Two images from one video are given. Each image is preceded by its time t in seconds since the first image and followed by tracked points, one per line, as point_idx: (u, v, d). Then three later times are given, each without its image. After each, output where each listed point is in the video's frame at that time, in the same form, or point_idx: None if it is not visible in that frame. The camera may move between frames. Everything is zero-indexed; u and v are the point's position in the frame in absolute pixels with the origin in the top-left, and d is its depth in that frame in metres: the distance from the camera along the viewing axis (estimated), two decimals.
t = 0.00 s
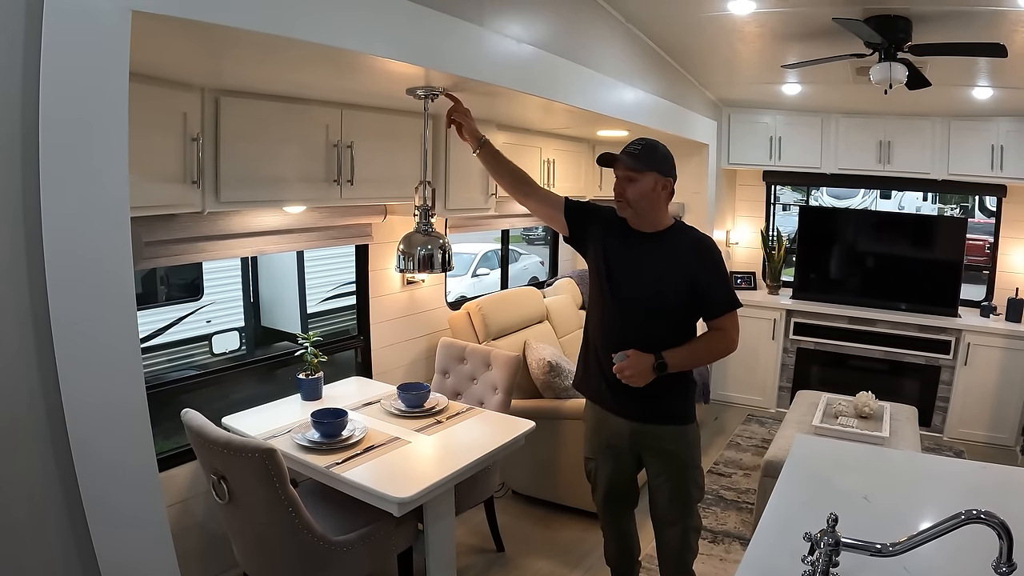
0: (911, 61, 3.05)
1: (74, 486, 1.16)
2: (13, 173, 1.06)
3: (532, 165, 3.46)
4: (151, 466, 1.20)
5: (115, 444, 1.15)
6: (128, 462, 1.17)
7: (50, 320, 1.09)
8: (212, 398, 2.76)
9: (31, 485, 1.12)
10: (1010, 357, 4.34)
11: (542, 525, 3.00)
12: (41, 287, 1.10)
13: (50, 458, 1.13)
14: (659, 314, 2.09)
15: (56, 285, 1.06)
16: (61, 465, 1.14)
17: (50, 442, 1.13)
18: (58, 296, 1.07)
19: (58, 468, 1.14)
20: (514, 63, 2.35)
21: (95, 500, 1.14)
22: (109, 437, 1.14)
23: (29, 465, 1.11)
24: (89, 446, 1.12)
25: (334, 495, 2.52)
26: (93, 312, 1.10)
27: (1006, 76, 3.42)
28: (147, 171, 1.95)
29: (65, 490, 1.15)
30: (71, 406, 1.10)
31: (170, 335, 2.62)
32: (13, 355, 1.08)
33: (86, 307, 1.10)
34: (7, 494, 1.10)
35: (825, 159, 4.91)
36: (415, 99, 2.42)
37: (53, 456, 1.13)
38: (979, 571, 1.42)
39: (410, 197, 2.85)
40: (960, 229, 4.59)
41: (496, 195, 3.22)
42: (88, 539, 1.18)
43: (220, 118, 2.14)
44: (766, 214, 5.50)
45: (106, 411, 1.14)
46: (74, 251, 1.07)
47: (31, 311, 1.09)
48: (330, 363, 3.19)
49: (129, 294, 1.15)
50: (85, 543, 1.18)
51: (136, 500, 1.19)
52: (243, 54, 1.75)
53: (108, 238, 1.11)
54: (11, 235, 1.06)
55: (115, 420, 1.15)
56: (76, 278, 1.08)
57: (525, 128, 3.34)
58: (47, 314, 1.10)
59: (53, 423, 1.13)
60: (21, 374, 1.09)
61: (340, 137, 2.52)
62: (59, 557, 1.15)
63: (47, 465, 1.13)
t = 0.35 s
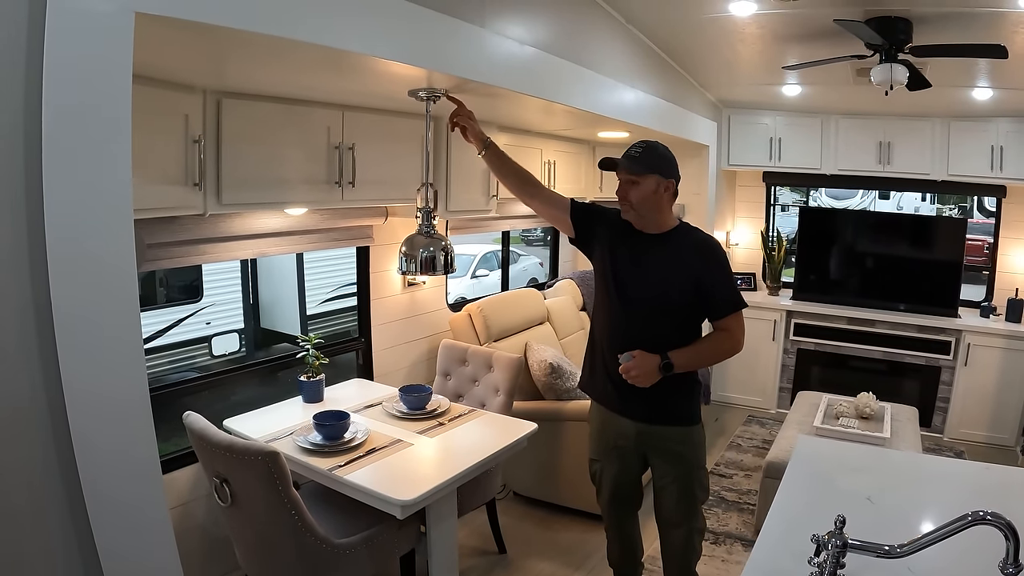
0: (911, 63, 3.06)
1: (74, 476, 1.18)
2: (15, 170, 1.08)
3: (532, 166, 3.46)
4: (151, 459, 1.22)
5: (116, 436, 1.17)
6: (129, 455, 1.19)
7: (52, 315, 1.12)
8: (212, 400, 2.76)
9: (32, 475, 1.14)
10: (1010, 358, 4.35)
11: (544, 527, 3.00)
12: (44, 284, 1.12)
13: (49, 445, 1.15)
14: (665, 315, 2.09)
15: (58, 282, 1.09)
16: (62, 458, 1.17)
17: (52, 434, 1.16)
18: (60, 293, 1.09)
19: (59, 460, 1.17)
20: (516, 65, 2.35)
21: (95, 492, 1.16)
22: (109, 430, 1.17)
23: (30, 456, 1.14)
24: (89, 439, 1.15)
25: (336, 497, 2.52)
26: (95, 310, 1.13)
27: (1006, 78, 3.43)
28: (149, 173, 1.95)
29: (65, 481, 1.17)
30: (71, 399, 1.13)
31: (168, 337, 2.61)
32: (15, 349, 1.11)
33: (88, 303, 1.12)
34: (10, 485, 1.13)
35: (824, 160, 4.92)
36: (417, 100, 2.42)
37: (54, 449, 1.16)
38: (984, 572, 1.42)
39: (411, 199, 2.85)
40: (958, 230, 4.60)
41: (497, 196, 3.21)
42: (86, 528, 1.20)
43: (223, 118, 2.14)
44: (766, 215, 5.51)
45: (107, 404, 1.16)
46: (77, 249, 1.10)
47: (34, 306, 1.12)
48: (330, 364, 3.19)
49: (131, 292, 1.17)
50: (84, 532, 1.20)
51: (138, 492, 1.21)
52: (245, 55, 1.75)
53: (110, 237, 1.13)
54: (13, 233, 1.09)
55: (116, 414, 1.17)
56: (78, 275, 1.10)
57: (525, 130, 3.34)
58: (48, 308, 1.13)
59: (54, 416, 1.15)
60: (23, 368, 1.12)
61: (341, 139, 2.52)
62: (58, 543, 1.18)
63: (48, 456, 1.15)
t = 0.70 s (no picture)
0: (913, 64, 3.06)
1: (75, 474, 1.18)
2: (17, 169, 1.08)
3: (534, 168, 3.45)
4: (152, 455, 1.22)
5: (120, 433, 1.17)
6: (132, 451, 1.19)
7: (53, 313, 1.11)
8: (213, 402, 2.75)
9: (33, 473, 1.14)
10: (1011, 360, 4.35)
11: (546, 529, 3.00)
12: (46, 282, 1.12)
13: (50, 443, 1.15)
14: (669, 317, 2.08)
15: (61, 282, 1.09)
16: (61, 456, 1.16)
17: (52, 431, 1.15)
18: (61, 291, 1.09)
19: (60, 457, 1.16)
20: (518, 67, 2.34)
21: (97, 489, 1.16)
22: (112, 426, 1.16)
23: (31, 455, 1.13)
24: (91, 436, 1.14)
25: (337, 499, 2.51)
26: (97, 309, 1.13)
27: (1008, 80, 3.43)
28: (152, 175, 1.94)
29: (66, 480, 1.17)
30: (72, 396, 1.12)
31: (169, 339, 2.61)
32: (16, 344, 1.10)
33: (89, 300, 1.11)
34: (11, 483, 1.12)
35: (825, 161, 4.93)
36: (419, 102, 2.42)
37: (53, 446, 1.16)
38: None
39: (413, 201, 2.84)
40: (959, 232, 4.60)
41: (499, 198, 3.21)
42: (87, 527, 1.20)
43: (224, 120, 2.13)
44: (767, 217, 5.51)
45: (109, 401, 1.15)
46: (80, 246, 1.10)
47: (34, 305, 1.11)
48: (332, 366, 3.18)
49: (132, 291, 1.17)
50: (84, 530, 1.20)
51: (140, 490, 1.21)
52: (249, 57, 1.75)
53: (112, 234, 1.13)
54: (14, 231, 1.08)
55: (118, 410, 1.17)
56: (81, 274, 1.10)
57: (527, 132, 3.34)
58: (49, 307, 1.13)
59: (54, 413, 1.15)
60: (25, 366, 1.11)
61: (343, 140, 2.51)
62: (59, 540, 1.18)
63: (48, 454, 1.15)
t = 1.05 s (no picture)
0: (914, 65, 3.04)
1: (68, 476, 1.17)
2: (11, 168, 1.07)
3: (533, 170, 3.44)
4: (148, 458, 1.21)
5: (116, 435, 1.16)
6: (128, 453, 1.18)
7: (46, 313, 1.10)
8: (212, 404, 2.74)
9: (25, 475, 1.13)
10: (1013, 362, 4.33)
11: (545, 532, 2.98)
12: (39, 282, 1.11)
13: (43, 444, 1.14)
14: (668, 319, 2.07)
15: (54, 282, 1.08)
16: (54, 455, 1.15)
17: (45, 430, 1.14)
18: (54, 292, 1.08)
19: (52, 458, 1.15)
20: (517, 69, 2.34)
21: (88, 491, 1.14)
22: (107, 428, 1.15)
23: (23, 456, 1.12)
24: (88, 437, 1.13)
25: (335, 503, 2.50)
26: (91, 311, 1.12)
27: (1009, 81, 3.42)
28: (148, 176, 1.93)
29: (59, 482, 1.16)
30: (65, 397, 1.11)
31: (169, 341, 2.59)
32: (9, 342, 1.09)
33: (82, 302, 1.11)
34: (3, 483, 1.11)
35: (826, 163, 4.92)
36: (417, 103, 2.41)
37: (45, 446, 1.14)
38: None
39: (411, 203, 2.83)
40: (960, 234, 4.59)
41: (497, 200, 3.20)
42: (80, 529, 1.19)
43: (221, 121, 2.12)
44: (767, 219, 5.50)
45: (102, 403, 1.14)
46: (74, 247, 1.09)
47: (28, 305, 1.11)
48: (330, 369, 3.17)
49: (126, 292, 1.16)
50: (77, 532, 1.19)
51: (134, 492, 1.19)
52: (246, 58, 1.74)
53: (106, 236, 1.12)
54: (8, 230, 1.08)
55: (114, 412, 1.16)
56: (75, 275, 1.09)
57: (527, 134, 3.34)
58: (43, 309, 1.12)
59: (47, 412, 1.14)
60: (18, 367, 1.10)
61: (341, 142, 2.50)
62: (51, 541, 1.16)
63: (41, 456, 1.14)
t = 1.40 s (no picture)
0: (911, 66, 3.02)
1: (55, 484, 1.15)
2: None
3: (529, 173, 3.44)
4: (136, 465, 1.21)
5: (104, 443, 1.16)
6: (117, 461, 1.17)
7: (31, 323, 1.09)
8: (210, 407, 2.74)
9: (11, 483, 1.11)
10: (1013, 364, 4.31)
11: (540, 536, 2.97)
12: (25, 294, 1.10)
13: (29, 452, 1.12)
14: (661, 322, 2.06)
15: (39, 289, 1.07)
16: (40, 465, 1.13)
17: (31, 442, 1.13)
18: (40, 304, 1.07)
19: (39, 468, 1.13)
20: (511, 72, 2.33)
21: (75, 495, 1.13)
22: (94, 434, 1.15)
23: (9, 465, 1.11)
24: (75, 447, 1.13)
25: (328, 507, 2.49)
26: (76, 318, 1.11)
27: (1008, 81, 3.40)
28: (139, 180, 1.93)
29: (46, 491, 1.15)
30: (50, 403, 1.10)
31: (168, 343, 2.59)
32: None
33: (68, 314, 1.10)
34: None
35: (825, 165, 4.91)
36: (409, 106, 2.40)
37: (32, 455, 1.13)
38: None
39: (404, 206, 2.82)
40: (959, 235, 4.57)
41: (493, 203, 3.19)
42: (69, 538, 1.17)
43: (214, 125, 2.12)
44: (767, 221, 5.48)
45: (87, 410, 1.13)
46: (60, 259, 1.08)
47: (13, 315, 1.09)
48: (326, 372, 3.17)
49: (113, 299, 1.15)
50: (65, 541, 1.17)
51: (125, 499, 1.19)
52: (236, 62, 1.74)
53: (91, 245, 1.11)
54: None
55: (102, 421, 1.15)
56: (60, 283, 1.09)
57: (523, 136, 3.34)
58: (28, 316, 1.11)
59: (34, 423, 1.12)
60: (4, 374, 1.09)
61: (334, 145, 2.50)
62: (39, 548, 1.15)
63: (28, 464, 1.12)
